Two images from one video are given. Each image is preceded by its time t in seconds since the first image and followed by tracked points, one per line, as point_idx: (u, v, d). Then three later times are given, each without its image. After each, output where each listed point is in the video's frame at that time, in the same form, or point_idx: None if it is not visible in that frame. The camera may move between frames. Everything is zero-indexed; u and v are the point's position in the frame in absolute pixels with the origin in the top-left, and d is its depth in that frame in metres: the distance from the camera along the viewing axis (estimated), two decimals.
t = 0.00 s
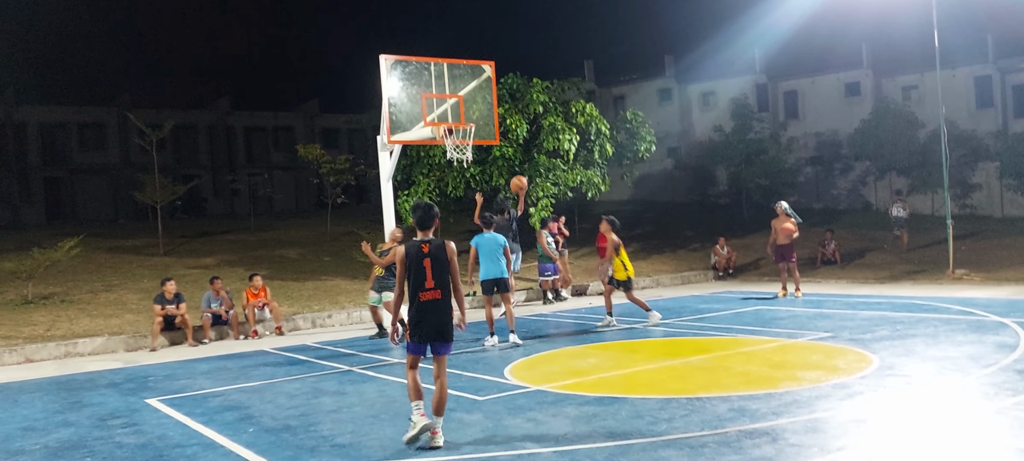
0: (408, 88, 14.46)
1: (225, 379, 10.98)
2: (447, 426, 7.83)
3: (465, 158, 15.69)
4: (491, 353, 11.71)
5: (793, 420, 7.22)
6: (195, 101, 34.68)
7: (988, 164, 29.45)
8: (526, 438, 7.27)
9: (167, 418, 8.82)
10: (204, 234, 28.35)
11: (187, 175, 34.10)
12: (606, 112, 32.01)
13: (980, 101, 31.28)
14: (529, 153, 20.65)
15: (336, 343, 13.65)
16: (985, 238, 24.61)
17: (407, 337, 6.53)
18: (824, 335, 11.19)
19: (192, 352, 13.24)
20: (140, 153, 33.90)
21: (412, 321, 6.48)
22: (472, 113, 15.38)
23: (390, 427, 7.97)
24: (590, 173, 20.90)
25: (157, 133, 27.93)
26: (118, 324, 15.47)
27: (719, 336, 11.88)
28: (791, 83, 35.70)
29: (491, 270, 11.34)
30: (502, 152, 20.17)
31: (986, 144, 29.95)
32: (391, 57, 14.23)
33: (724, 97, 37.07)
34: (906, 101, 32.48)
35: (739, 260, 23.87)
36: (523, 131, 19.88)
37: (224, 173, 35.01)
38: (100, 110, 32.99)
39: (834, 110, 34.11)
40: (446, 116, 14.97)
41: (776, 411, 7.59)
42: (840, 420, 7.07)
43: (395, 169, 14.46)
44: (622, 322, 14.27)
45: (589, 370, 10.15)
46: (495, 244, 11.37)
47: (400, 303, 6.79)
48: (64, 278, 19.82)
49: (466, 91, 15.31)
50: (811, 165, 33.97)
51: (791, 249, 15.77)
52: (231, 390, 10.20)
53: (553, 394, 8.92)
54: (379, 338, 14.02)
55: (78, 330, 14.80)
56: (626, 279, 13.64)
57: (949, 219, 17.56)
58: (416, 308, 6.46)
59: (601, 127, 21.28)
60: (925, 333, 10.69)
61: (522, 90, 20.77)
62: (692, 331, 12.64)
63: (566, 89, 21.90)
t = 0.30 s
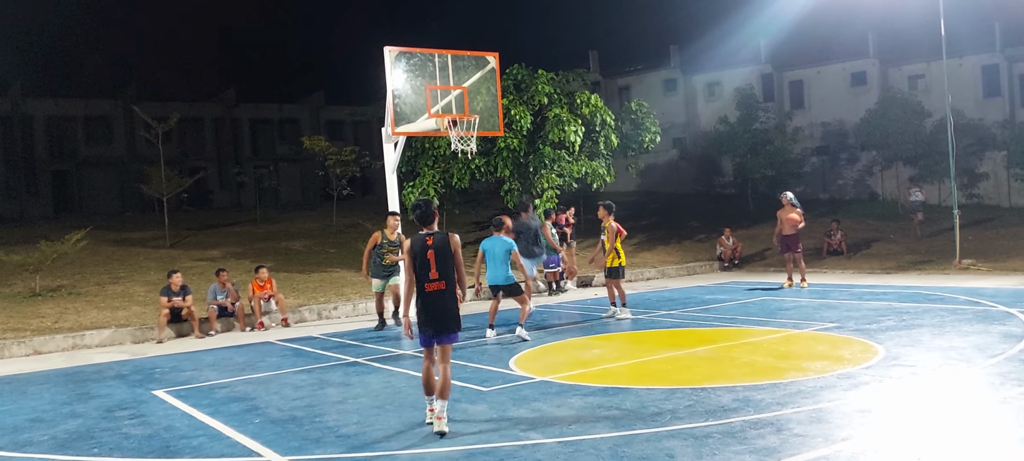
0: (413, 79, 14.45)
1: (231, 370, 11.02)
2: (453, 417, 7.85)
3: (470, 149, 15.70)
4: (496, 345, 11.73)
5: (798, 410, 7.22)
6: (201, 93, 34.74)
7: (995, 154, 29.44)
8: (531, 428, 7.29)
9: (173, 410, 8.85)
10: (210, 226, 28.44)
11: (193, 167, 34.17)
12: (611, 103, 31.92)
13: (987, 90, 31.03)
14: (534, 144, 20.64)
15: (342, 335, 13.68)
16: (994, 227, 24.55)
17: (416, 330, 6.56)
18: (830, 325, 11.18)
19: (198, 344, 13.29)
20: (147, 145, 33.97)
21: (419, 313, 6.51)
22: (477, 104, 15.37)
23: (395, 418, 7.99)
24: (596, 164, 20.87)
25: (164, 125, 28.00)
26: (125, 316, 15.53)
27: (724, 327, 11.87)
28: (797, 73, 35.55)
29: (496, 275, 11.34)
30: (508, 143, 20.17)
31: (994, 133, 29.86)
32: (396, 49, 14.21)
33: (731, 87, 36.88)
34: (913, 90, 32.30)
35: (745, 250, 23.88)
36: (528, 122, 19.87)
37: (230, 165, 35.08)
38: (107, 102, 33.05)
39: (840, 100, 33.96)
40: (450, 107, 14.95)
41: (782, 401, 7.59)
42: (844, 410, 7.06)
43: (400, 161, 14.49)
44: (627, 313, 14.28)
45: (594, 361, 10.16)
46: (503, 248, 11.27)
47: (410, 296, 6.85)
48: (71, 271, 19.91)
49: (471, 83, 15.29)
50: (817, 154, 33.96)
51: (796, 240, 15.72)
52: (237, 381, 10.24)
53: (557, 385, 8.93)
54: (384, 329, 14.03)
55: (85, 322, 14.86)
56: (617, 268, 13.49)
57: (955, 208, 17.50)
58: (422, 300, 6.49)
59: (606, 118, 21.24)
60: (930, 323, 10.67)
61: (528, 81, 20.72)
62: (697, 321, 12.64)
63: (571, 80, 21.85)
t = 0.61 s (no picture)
0: (416, 74, 14.45)
1: (229, 362, 11.04)
2: (450, 412, 7.85)
3: (473, 144, 15.67)
4: (495, 340, 11.74)
5: (795, 409, 7.22)
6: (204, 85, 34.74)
7: (997, 156, 29.44)
8: (527, 424, 7.29)
9: (170, 401, 8.86)
10: (212, 218, 28.45)
11: (195, 159, 34.18)
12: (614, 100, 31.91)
13: (989, 93, 30.87)
14: (536, 141, 20.64)
15: (341, 329, 13.70)
16: (995, 229, 24.55)
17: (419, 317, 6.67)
18: (829, 325, 11.17)
19: (196, 336, 13.30)
20: (149, 136, 34.00)
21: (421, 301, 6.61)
22: (480, 100, 15.35)
23: (392, 413, 7.99)
24: (598, 161, 20.87)
25: (167, 117, 28.02)
26: (123, 306, 15.54)
27: (723, 325, 11.87)
28: (799, 74, 35.53)
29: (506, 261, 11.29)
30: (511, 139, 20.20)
31: (997, 136, 29.84)
32: (399, 43, 14.21)
33: (734, 87, 36.86)
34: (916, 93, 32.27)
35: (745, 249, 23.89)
36: (531, 118, 19.88)
37: (232, 157, 35.09)
38: (110, 93, 33.09)
39: (842, 101, 33.95)
40: (454, 102, 14.94)
41: (779, 400, 7.59)
42: (841, 410, 7.07)
43: (403, 154, 14.51)
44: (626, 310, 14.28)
45: (592, 358, 10.16)
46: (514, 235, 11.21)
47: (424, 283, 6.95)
48: (71, 262, 19.93)
49: (475, 78, 15.28)
50: (819, 155, 34.00)
51: (797, 239, 15.71)
52: (234, 373, 10.26)
53: (555, 381, 8.94)
54: (383, 323, 14.04)
55: (84, 312, 14.87)
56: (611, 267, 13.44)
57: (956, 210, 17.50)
58: (423, 288, 6.57)
59: (609, 115, 21.23)
60: (929, 324, 10.66)
61: (532, 78, 20.72)
62: (696, 319, 12.64)
63: (575, 77, 21.85)
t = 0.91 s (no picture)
0: (369, 70, 14.35)
1: (171, 362, 10.81)
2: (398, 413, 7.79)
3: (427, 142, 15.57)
4: (444, 340, 11.68)
5: (739, 408, 7.32)
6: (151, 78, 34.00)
7: (938, 163, 30.33)
8: (475, 424, 7.26)
9: (107, 402, 8.64)
10: (157, 214, 27.87)
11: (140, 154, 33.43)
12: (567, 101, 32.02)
13: (931, 101, 31.68)
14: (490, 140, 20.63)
15: (287, 328, 13.51)
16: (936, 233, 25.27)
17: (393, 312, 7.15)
18: (774, 325, 11.36)
19: (137, 335, 13.01)
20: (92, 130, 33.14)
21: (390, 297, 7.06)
22: (434, 98, 15.29)
23: (338, 414, 7.90)
24: (551, 161, 20.94)
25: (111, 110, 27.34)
26: (61, 304, 15.13)
27: (672, 325, 11.99)
28: (749, 79, 36.10)
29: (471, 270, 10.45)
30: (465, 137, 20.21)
31: (938, 143, 30.72)
32: (352, 39, 14.10)
33: (687, 91, 37.24)
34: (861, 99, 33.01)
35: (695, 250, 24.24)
36: (486, 117, 19.89)
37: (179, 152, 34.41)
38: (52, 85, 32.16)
39: (791, 106, 34.58)
40: (407, 99, 14.84)
41: (724, 399, 7.68)
42: (784, 408, 7.18)
43: (356, 151, 14.41)
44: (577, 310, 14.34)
45: (542, 357, 10.18)
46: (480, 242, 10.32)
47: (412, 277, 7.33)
48: (5, 257, 19.30)
49: (429, 76, 15.21)
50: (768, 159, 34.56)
51: (744, 241, 15.96)
52: (175, 374, 10.05)
53: (504, 381, 8.94)
54: (332, 323, 13.89)
55: (18, 310, 14.45)
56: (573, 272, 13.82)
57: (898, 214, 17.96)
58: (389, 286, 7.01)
59: (564, 116, 21.31)
60: (871, 324, 10.90)
61: (487, 77, 20.69)
62: (646, 319, 12.74)
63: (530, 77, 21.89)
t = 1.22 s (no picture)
0: (238, 65, 13.89)
1: (16, 371, 10.08)
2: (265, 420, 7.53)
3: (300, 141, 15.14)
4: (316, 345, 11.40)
5: (607, 407, 7.48)
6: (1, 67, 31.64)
7: (796, 171, 32.24)
8: (345, 429, 7.11)
9: None
10: (6, 213, 26.01)
11: None
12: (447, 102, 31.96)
13: (791, 113, 33.35)
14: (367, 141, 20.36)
15: (148, 334, 12.85)
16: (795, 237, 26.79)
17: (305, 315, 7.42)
18: (644, 326, 11.68)
19: None
20: None
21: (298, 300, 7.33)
22: (308, 96, 14.92)
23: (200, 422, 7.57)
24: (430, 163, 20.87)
25: None
26: None
27: (546, 327, 12.15)
28: (624, 87, 37.09)
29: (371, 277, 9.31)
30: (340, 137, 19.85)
31: (797, 152, 32.54)
32: (221, 31, 13.64)
33: (565, 97, 37.57)
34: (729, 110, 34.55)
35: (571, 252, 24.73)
36: (363, 117, 19.61)
37: (32, 147, 32.21)
38: None
39: (663, 115, 35.80)
40: (280, 97, 14.41)
41: (594, 398, 7.83)
42: (650, 406, 7.39)
43: (223, 148, 14.02)
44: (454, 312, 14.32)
45: (416, 361, 10.08)
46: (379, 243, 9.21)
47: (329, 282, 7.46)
48: None
49: (303, 73, 14.83)
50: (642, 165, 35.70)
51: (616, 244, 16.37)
52: (21, 383, 9.37)
53: (377, 385, 8.80)
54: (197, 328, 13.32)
55: None
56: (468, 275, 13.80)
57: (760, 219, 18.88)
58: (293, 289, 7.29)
59: (443, 118, 21.27)
60: (734, 324, 11.38)
61: (363, 75, 20.31)
62: (521, 321, 12.86)
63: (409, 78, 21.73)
